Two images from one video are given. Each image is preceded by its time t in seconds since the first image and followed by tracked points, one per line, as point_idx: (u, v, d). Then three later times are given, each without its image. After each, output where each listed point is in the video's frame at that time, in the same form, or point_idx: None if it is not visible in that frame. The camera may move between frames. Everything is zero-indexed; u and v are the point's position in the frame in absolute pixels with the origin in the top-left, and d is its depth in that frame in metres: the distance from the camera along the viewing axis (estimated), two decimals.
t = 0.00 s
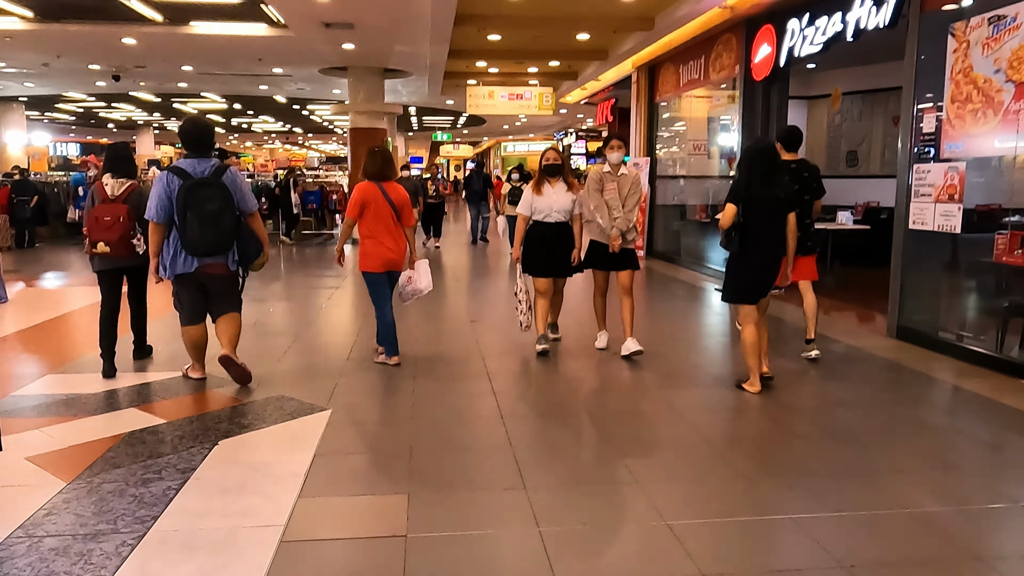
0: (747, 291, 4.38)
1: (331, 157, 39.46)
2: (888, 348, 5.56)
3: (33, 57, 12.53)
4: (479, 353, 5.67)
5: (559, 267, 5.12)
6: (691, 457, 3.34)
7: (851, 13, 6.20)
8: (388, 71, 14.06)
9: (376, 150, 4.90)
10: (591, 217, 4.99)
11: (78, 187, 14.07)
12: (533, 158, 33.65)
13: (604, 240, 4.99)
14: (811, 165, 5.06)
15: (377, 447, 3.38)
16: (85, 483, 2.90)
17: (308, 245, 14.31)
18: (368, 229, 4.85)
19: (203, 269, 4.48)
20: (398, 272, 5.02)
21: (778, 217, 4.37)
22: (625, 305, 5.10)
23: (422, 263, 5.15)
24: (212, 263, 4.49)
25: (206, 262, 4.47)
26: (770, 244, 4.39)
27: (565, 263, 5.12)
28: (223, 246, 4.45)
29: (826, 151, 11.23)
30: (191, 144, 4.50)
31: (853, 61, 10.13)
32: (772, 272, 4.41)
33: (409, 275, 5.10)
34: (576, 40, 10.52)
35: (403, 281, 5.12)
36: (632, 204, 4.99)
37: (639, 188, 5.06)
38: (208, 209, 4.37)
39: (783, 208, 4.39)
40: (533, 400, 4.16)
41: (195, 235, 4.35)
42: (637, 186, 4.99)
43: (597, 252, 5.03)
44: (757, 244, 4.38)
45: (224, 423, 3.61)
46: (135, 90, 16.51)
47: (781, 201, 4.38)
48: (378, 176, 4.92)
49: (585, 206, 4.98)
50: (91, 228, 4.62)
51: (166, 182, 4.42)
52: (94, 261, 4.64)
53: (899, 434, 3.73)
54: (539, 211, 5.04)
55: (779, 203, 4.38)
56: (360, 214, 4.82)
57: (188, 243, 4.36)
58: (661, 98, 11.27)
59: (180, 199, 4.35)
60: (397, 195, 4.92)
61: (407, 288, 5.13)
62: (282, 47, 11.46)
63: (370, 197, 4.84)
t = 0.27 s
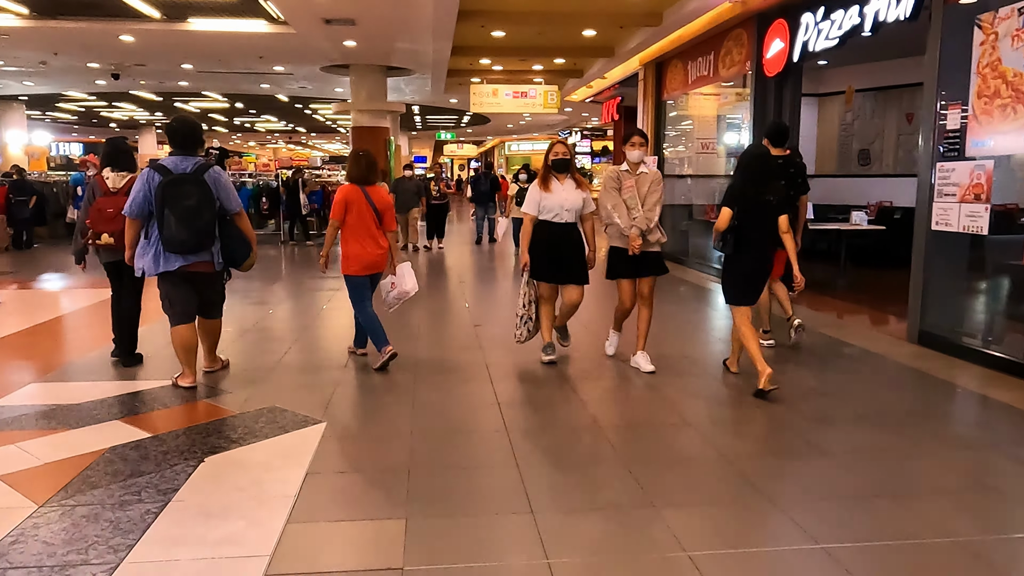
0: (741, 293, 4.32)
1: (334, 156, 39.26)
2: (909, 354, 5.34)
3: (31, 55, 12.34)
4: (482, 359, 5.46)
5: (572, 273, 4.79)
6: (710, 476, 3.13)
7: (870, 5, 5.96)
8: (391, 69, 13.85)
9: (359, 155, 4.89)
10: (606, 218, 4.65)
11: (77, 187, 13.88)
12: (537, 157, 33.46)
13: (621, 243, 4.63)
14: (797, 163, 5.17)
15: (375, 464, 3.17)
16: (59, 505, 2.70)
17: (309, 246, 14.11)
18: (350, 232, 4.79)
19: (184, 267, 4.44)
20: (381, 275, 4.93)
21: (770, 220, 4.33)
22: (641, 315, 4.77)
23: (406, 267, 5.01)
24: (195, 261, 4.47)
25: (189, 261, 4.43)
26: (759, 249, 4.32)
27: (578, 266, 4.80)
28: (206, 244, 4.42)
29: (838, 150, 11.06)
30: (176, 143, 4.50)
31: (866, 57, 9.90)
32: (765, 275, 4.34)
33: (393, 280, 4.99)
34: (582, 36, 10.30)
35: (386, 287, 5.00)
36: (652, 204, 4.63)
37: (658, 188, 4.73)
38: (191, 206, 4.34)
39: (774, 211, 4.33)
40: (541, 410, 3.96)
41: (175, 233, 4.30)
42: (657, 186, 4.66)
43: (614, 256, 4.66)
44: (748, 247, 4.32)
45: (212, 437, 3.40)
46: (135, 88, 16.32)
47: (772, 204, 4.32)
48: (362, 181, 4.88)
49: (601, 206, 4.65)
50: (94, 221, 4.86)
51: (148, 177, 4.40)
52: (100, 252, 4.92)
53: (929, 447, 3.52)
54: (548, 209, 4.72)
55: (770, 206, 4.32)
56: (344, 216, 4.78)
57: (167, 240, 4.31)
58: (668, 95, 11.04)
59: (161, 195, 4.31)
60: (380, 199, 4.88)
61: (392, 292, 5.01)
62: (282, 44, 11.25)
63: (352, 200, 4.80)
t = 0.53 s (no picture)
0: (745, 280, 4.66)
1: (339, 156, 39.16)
2: (938, 362, 5.10)
3: (32, 53, 12.19)
4: (491, 365, 5.24)
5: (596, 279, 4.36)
6: (739, 497, 2.91)
7: None
8: (396, 67, 13.65)
9: (346, 148, 4.90)
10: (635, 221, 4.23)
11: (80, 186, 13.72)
12: (544, 157, 33.26)
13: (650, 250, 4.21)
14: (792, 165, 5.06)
15: (379, 485, 2.96)
16: (36, 530, 2.49)
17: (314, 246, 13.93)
18: (343, 225, 4.81)
19: (186, 269, 4.24)
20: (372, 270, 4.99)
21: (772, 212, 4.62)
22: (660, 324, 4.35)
23: (391, 264, 5.30)
24: (198, 262, 4.26)
25: (191, 261, 4.23)
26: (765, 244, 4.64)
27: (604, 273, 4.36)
28: (207, 245, 4.20)
29: (853, 149, 10.84)
30: (179, 141, 4.30)
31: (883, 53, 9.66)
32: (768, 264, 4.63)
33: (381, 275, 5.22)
34: (592, 32, 10.08)
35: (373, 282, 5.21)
36: (684, 206, 4.21)
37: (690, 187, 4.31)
38: (193, 206, 4.13)
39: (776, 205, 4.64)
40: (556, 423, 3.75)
41: (177, 233, 4.10)
42: (688, 184, 4.23)
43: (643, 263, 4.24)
44: (751, 241, 4.64)
45: (206, 452, 3.19)
46: (139, 87, 16.17)
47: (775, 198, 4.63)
48: (350, 175, 4.92)
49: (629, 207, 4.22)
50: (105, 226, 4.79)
51: (151, 176, 4.19)
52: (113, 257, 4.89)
53: (972, 464, 3.29)
54: (572, 213, 4.29)
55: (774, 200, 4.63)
56: (335, 210, 4.78)
57: (169, 241, 4.11)
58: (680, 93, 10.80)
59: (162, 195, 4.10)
60: (370, 194, 4.93)
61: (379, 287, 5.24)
62: (286, 41, 11.06)
63: (343, 193, 4.84)
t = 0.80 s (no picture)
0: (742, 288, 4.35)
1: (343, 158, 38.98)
2: (968, 374, 4.87)
3: (32, 53, 12.03)
4: (499, 376, 5.03)
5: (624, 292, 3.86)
6: (770, 530, 2.69)
7: None
8: (401, 67, 13.47)
9: (324, 158, 4.88)
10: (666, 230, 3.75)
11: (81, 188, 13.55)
12: (549, 158, 33.04)
13: (686, 265, 3.76)
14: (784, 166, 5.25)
15: (381, 514, 2.74)
16: (7, 567, 2.29)
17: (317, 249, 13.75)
18: (323, 236, 4.82)
19: (185, 270, 4.06)
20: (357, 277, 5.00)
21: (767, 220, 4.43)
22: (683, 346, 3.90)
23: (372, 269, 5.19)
24: (197, 263, 4.06)
25: (189, 262, 4.04)
26: (753, 264, 4.35)
27: (633, 288, 3.84)
28: (205, 245, 4.00)
29: (868, 150, 10.57)
30: (178, 139, 4.14)
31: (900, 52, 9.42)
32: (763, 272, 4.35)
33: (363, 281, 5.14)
34: (600, 31, 9.88)
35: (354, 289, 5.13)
36: (721, 215, 3.76)
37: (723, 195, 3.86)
38: (190, 204, 3.94)
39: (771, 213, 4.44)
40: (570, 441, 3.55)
41: (173, 232, 3.92)
42: (724, 191, 3.79)
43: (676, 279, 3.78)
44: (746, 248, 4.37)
45: (197, 476, 2.99)
46: (141, 88, 16.02)
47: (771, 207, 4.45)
48: (327, 184, 4.90)
49: (662, 214, 3.74)
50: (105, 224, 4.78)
51: (150, 176, 4.04)
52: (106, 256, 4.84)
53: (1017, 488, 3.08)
54: (603, 217, 3.79)
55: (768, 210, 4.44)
56: (316, 222, 4.79)
57: (167, 241, 3.94)
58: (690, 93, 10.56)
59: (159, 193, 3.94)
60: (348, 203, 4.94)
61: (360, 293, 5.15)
62: (289, 41, 10.88)
63: (322, 204, 4.83)
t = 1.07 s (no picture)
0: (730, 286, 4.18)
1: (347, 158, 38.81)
2: (999, 379, 4.63)
3: (31, 52, 11.86)
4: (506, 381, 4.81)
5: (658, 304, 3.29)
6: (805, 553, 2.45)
7: None
8: (405, 65, 13.26)
9: (297, 149, 4.86)
10: (700, 227, 3.23)
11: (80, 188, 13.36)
12: (554, 158, 32.81)
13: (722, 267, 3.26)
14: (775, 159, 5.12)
15: (381, 534, 2.50)
16: None
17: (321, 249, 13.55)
18: (299, 227, 4.79)
19: (171, 273, 4.02)
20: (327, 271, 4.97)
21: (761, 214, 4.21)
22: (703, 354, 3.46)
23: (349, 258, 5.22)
24: (182, 265, 4.02)
25: (175, 265, 3.99)
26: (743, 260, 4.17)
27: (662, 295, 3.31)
28: (191, 248, 3.96)
29: (882, 146, 10.24)
30: (161, 140, 4.08)
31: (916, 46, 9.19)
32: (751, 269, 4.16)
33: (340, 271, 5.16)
34: (608, 26, 9.65)
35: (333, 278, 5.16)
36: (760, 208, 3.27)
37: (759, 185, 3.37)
38: (175, 207, 3.90)
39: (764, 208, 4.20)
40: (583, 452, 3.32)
41: (159, 235, 3.88)
42: (760, 179, 3.31)
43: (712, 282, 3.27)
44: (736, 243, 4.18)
45: (182, 493, 2.77)
46: (142, 87, 15.86)
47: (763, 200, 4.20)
48: (301, 176, 4.88)
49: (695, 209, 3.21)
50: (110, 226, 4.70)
51: (133, 179, 3.99)
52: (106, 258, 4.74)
53: None
54: (628, 216, 3.25)
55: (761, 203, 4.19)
56: (290, 213, 4.76)
57: (152, 244, 3.90)
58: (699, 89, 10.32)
59: (143, 196, 3.89)
60: (325, 192, 4.91)
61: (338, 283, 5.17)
62: (290, 38, 10.69)
63: (298, 195, 4.80)
